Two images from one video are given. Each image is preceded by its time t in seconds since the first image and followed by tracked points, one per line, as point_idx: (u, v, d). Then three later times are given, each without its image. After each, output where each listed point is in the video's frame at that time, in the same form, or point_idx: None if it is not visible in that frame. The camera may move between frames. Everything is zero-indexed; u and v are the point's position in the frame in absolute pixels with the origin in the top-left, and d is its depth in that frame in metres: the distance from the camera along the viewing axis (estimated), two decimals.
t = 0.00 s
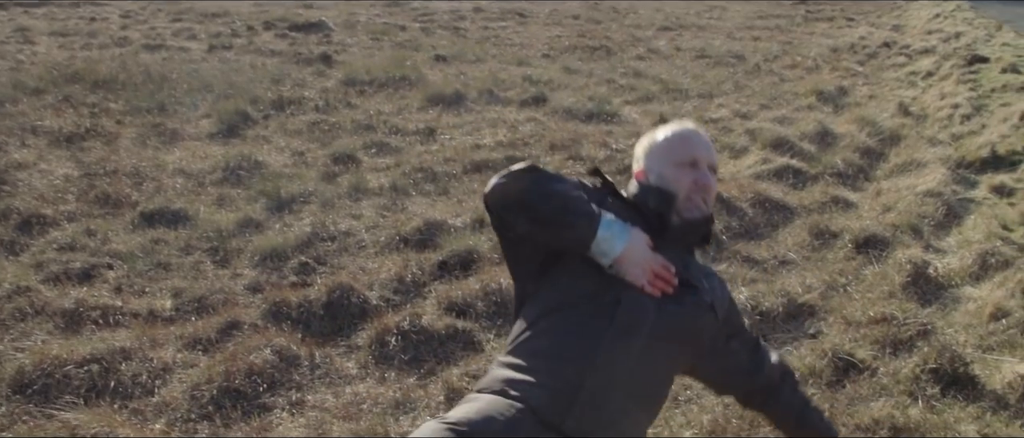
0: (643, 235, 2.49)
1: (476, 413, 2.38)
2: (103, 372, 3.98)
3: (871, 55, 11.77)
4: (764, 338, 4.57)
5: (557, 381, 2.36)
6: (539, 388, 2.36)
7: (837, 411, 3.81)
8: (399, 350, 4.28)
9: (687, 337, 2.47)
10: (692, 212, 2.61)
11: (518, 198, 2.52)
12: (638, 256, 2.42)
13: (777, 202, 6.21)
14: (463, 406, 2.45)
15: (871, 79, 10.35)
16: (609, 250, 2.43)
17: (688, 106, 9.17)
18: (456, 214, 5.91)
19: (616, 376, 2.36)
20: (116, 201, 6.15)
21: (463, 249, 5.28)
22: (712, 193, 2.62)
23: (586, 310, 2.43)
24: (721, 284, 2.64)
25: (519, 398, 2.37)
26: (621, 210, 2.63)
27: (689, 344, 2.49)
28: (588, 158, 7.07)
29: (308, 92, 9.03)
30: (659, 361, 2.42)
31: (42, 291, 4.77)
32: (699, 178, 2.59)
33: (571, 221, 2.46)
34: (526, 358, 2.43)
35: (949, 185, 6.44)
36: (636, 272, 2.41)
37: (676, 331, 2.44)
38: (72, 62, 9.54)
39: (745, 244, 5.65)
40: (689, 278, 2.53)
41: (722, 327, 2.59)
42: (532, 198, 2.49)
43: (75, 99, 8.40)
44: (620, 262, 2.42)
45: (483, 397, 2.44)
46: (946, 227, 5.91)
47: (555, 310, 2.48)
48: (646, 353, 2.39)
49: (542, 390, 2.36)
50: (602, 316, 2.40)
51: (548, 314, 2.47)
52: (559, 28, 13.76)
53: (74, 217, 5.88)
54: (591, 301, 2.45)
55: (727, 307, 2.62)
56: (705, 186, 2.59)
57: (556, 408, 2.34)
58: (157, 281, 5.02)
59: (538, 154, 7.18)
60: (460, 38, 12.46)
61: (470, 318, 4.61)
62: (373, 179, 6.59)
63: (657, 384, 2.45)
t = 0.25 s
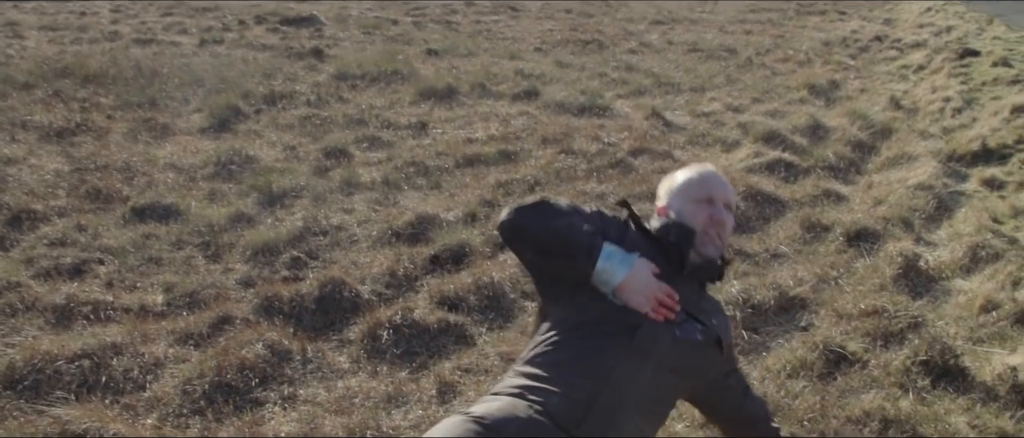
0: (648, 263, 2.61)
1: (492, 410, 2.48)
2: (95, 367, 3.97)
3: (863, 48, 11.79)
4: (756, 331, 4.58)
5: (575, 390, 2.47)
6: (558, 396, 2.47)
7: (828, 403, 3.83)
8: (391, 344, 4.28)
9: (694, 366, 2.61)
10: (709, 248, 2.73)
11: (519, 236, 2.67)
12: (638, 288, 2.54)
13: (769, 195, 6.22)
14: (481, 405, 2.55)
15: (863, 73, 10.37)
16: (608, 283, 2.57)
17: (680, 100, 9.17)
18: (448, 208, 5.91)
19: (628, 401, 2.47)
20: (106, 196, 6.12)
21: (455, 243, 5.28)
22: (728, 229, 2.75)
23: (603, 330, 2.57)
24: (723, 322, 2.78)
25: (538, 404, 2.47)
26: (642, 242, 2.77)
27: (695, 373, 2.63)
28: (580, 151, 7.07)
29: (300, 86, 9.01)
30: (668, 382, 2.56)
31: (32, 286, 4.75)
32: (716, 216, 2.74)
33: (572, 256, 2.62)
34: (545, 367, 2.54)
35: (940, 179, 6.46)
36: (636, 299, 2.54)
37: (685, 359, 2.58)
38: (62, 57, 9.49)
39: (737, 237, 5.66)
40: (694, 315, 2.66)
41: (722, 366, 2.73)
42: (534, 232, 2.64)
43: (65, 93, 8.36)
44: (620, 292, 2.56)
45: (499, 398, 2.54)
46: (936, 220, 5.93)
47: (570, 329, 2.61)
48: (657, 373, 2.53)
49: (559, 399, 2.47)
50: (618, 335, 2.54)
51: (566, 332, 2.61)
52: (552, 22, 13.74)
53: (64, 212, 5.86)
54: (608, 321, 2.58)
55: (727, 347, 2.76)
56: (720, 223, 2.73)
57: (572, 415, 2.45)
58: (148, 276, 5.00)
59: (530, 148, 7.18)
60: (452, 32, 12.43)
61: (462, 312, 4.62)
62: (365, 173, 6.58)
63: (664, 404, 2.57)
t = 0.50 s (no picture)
0: (636, 283, 2.72)
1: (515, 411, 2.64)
2: (86, 364, 3.96)
3: (855, 43, 11.81)
4: (747, 325, 4.59)
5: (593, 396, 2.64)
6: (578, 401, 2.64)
7: (819, 397, 3.84)
8: (384, 340, 4.28)
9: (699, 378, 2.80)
10: (712, 278, 2.85)
11: (512, 284, 2.89)
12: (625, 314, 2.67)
13: (761, 190, 6.23)
14: (505, 403, 2.72)
15: (855, 68, 10.39)
16: (595, 311, 2.72)
17: (672, 95, 9.18)
18: (440, 203, 5.91)
19: (641, 406, 2.65)
20: (98, 192, 6.10)
21: (448, 238, 5.28)
22: (733, 261, 2.86)
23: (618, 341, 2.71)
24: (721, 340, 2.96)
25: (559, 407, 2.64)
26: (652, 261, 2.90)
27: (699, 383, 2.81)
28: (573, 146, 7.07)
29: (292, 82, 8.98)
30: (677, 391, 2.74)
31: (23, 283, 4.73)
32: (721, 247, 2.85)
33: (559, 296, 2.83)
34: (565, 372, 2.71)
35: (931, 173, 6.48)
36: (620, 321, 2.68)
37: (690, 372, 2.76)
38: (52, 53, 9.45)
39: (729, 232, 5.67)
40: (695, 330, 2.83)
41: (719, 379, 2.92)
42: (524, 282, 2.86)
43: (56, 89, 8.32)
44: (609, 316, 2.70)
45: (521, 398, 2.71)
46: (928, 214, 5.95)
47: (587, 338, 2.76)
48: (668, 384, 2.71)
49: (580, 402, 2.64)
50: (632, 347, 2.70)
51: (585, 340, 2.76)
52: (544, 17, 13.73)
53: (55, 208, 5.83)
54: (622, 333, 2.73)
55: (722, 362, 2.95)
56: (725, 254, 2.84)
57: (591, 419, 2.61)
58: (140, 273, 4.99)
59: (523, 143, 7.17)
60: (444, 27, 12.41)
61: (454, 307, 4.62)
62: (357, 169, 6.57)
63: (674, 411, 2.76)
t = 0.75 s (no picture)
0: (629, 306, 2.88)
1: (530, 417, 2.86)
2: (77, 363, 3.95)
3: (847, 40, 11.83)
4: (740, 321, 4.61)
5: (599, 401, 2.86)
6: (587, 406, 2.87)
7: (811, 393, 3.85)
8: (376, 337, 4.28)
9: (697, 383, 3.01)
10: (701, 297, 2.99)
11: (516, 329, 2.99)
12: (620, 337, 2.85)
13: (753, 186, 6.24)
14: (523, 405, 2.95)
15: (847, 65, 10.42)
16: (595, 335, 2.88)
17: (664, 92, 9.19)
18: (433, 200, 5.91)
19: (645, 409, 2.88)
20: (89, 190, 6.08)
21: (440, 236, 5.28)
22: (721, 282, 2.99)
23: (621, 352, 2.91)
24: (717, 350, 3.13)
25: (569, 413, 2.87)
26: (645, 284, 3.04)
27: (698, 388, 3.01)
28: (565, 143, 7.08)
29: (284, 79, 8.96)
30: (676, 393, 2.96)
31: (14, 282, 4.71)
32: (710, 268, 2.98)
33: (563, 332, 2.93)
34: (573, 382, 2.93)
35: (923, 169, 6.50)
36: (621, 340, 2.85)
37: (687, 377, 2.96)
38: (43, 50, 9.40)
39: (721, 228, 5.69)
40: (693, 343, 3.01)
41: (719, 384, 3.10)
42: (524, 327, 2.96)
43: (47, 87, 8.28)
44: (608, 339, 2.87)
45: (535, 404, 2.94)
46: (919, 210, 5.97)
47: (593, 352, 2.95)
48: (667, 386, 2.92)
49: (589, 408, 2.86)
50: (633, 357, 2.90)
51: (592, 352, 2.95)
52: (537, 14, 13.72)
53: (46, 206, 5.81)
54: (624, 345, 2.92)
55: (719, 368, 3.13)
56: (713, 275, 2.98)
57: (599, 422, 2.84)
58: (132, 271, 4.97)
59: (515, 140, 7.18)
60: (436, 24, 12.39)
61: (447, 304, 4.62)
62: (350, 166, 6.56)
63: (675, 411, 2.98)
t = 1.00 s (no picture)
0: (616, 309, 3.21)
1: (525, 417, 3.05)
2: (68, 363, 3.94)
3: (838, 37, 11.85)
4: (732, 318, 4.62)
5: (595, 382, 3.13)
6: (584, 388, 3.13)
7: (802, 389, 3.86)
8: (369, 335, 4.28)
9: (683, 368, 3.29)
10: (680, 299, 3.38)
11: (519, 355, 3.36)
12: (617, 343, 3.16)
13: (745, 183, 6.26)
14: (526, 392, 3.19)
15: (838, 61, 10.44)
16: (590, 344, 3.19)
17: (656, 89, 9.20)
18: (425, 198, 5.91)
19: (637, 389, 3.13)
20: (79, 190, 6.06)
21: (432, 233, 5.28)
22: (700, 285, 3.37)
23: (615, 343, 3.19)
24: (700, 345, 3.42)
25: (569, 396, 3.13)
26: (628, 290, 3.42)
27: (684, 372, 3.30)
28: (557, 141, 7.08)
29: (275, 78, 8.94)
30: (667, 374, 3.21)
31: (4, 282, 4.69)
32: (688, 275, 3.36)
33: (562, 346, 3.26)
34: (571, 373, 3.19)
35: (914, 165, 6.53)
36: (613, 341, 3.15)
37: (674, 362, 3.24)
38: (33, 49, 9.35)
39: (713, 225, 5.70)
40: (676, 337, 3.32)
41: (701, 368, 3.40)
42: (527, 349, 3.32)
43: (37, 86, 8.24)
44: (602, 343, 3.18)
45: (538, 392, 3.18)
46: (910, 206, 5.99)
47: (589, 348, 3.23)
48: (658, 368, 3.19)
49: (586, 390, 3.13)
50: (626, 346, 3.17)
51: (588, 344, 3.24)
52: (529, 12, 13.71)
53: (36, 206, 5.78)
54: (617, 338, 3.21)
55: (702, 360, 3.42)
56: (691, 281, 3.35)
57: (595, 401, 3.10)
58: (123, 270, 4.96)
59: (507, 138, 7.18)
60: (428, 22, 12.37)
61: (439, 302, 4.62)
62: (342, 165, 6.55)
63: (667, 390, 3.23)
